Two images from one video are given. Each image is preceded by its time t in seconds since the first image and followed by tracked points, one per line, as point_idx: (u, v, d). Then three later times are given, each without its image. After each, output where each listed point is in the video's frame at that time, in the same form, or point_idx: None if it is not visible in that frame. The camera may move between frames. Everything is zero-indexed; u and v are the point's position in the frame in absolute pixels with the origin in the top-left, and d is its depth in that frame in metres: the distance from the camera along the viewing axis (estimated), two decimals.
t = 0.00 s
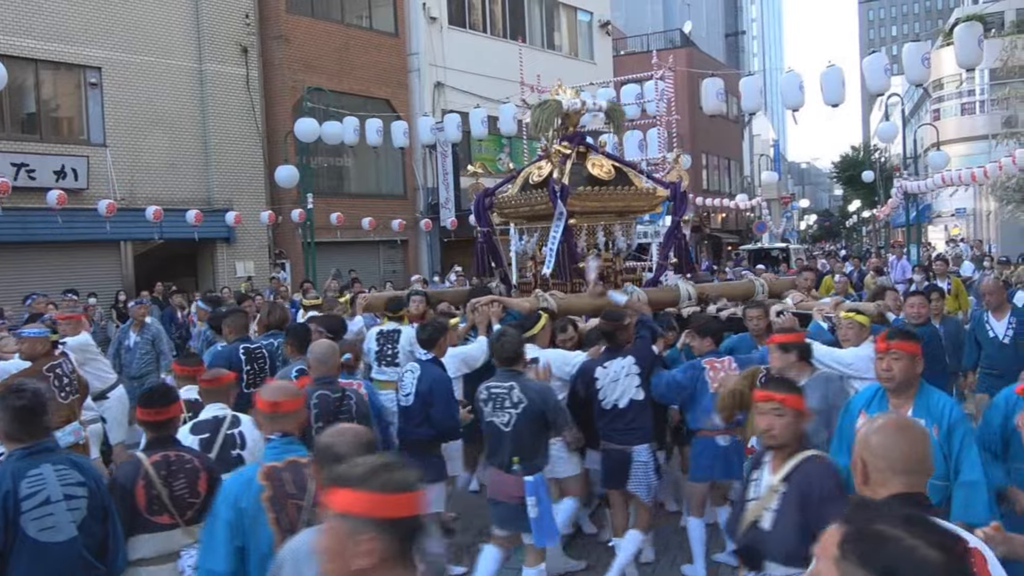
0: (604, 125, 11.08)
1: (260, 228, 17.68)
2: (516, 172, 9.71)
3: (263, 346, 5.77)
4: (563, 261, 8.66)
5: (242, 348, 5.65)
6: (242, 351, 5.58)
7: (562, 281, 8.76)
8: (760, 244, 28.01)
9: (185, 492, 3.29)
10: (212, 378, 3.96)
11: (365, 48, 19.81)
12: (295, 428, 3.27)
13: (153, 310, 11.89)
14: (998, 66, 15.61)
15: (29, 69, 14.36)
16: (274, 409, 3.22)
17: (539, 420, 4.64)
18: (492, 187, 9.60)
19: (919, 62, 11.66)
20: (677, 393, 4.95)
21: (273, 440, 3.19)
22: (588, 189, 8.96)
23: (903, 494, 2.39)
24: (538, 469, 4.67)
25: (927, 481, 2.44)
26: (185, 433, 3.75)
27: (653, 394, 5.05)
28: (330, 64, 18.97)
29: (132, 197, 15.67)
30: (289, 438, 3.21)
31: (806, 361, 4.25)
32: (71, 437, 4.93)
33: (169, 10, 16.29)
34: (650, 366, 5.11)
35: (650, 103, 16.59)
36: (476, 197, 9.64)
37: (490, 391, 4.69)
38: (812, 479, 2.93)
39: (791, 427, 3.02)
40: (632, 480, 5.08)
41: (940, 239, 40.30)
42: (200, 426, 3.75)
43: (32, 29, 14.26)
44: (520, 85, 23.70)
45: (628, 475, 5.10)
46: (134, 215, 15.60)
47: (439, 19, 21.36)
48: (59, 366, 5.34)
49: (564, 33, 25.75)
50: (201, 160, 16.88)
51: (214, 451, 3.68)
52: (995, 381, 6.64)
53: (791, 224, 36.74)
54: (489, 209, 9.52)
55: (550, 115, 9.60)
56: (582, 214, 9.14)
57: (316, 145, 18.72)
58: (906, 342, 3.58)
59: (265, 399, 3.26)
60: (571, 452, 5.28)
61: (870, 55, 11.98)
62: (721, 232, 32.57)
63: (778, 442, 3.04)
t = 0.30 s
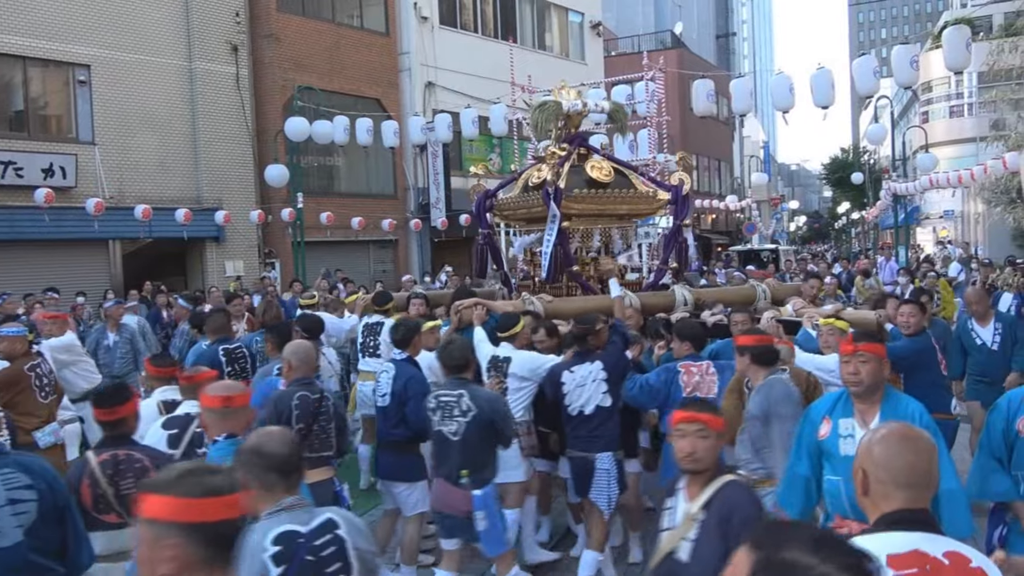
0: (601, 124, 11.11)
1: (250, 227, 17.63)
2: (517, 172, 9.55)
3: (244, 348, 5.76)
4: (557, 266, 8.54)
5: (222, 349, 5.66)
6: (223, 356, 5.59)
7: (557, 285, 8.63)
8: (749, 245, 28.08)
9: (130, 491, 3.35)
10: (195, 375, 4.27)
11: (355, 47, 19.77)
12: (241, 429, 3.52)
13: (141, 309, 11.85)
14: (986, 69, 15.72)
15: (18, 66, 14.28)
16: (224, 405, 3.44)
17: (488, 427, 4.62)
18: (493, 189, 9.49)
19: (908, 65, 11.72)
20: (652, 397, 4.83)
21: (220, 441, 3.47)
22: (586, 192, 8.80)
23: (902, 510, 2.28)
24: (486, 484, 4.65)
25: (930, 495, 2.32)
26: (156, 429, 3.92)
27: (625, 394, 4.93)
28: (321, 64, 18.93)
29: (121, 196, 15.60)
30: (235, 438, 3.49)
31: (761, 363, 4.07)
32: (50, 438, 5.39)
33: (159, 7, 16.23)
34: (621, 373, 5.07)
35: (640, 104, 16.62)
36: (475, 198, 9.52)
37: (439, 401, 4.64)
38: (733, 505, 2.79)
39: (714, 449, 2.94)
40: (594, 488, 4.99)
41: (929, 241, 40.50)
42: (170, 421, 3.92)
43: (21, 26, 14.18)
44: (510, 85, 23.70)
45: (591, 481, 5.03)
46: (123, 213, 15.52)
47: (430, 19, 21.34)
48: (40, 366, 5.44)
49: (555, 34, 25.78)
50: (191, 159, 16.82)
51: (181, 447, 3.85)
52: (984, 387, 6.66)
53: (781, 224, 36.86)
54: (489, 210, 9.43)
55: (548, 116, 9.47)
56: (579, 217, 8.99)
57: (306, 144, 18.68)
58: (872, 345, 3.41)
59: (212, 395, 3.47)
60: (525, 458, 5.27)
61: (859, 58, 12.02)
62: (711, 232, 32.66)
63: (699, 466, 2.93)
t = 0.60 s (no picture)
0: (591, 124, 11.12)
1: (237, 227, 17.56)
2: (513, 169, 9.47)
3: (216, 351, 5.76)
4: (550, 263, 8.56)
5: (194, 353, 5.66)
6: (193, 358, 5.60)
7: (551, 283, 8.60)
8: (738, 245, 28.19)
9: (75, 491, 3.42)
10: (164, 371, 4.23)
11: (344, 46, 19.73)
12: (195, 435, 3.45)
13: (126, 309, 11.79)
14: (972, 70, 15.83)
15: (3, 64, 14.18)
16: (176, 412, 3.41)
17: (442, 426, 4.60)
18: (490, 185, 9.46)
19: (895, 66, 11.79)
20: (621, 399, 4.75)
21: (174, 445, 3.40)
22: (582, 187, 8.69)
23: (879, 537, 2.09)
24: (441, 482, 4.67)
25: (908, 518, 2.13)
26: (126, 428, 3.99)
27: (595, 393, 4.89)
28: (309, 63, 18.88)
29: (108, 195, 15.51)
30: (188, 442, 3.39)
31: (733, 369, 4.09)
32: (27, 440, 5.29)
33: (146, 6, 16.14)
34: (591, 375, 5.00)
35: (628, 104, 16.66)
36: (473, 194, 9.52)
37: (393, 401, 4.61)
38: (670, 530, 2.57)
39: (645, 470, 2.74)
40: (562, 493, 5.06)
41: (916, 241, 40.74)
42: (138, 418, 3.98)
43: (6, 25, 14.08)
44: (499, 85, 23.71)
45: (560, 486, 5.09)
46: (110, 213, 15.43)
47: (419, 19, 21.33)
48: (18, 367, 5.44)
49: (544, 34, 25.80)
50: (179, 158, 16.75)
51: (143, 443, 3.90)
52: (970, 389, 6.70)
53: (769, 225, 37.03)
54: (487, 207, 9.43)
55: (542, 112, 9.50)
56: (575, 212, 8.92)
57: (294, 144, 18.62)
58: (852, 359, 3.28)
59: (166, 402, 3.44)
60: (496, 459, 5.37)
61: (846, 59, 12.08)
62: (700, 233, 32.76)
63: (630, 489, 2.73)
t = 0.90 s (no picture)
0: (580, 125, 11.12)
1: (221, 226, 17.47)
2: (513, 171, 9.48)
3: (185, 350, 5.73)
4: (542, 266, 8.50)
5: (161, 353, 5.63)
6: (161, 359, 5.57)
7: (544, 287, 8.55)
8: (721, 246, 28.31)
9: (36, 491, 3.44)
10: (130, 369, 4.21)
11: (329, 45, 19.66)
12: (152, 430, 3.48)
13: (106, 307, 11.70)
14: (954, 74, 15.97)
15: None
16: (131, 408, 3.44)
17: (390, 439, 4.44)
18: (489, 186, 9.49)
19: (877, 69, 11.87)
20: (594, 404, 4.79)
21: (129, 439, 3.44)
22: (576, 191, 8.75)
23: (878, 551, 2.04)
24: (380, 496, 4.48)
25: (907, 532, 2.08)
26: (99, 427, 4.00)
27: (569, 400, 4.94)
28: (294, 61, 18.79)
29: (89, 192, 15.38)
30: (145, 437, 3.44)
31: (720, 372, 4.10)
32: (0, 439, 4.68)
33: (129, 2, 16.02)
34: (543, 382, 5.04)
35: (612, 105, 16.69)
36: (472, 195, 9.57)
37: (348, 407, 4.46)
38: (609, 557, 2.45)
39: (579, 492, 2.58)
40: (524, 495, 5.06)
41: (897, 243, 41.04)
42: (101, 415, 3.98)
43: None
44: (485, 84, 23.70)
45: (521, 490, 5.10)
46: (91, 211, 15.30)
47: (405, 18, 21.29)
48: None
49: (530, 34, 25.82)
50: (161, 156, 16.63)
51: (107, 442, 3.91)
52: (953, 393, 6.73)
53: (752, 226, 37.21)
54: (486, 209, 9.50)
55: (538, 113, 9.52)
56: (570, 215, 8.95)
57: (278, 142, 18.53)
58: (830, 364, 3.24)
59: (122, 397, 3.47)
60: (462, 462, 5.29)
61: (829, 62, 12.16)
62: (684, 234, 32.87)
63: (563, 513, 2.58)
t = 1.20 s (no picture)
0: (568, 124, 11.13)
1: (203, 223, 17.37)
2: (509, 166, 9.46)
3: (159, 347, 5.68)
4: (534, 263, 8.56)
5: (135, 351, 5.57)
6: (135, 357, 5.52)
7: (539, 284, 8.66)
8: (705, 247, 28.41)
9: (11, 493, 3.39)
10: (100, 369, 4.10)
11: (314, 42, 19.58)
12: (104, 419, 3.51)
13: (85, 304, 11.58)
14: (935, 78, 16.10)
15: None
16: (82, 399, 3.47)
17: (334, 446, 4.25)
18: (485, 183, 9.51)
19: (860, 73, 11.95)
20: (563, 403, 4.76)
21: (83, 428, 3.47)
22: (569, 185, 8.72)
23: (882, 561, 2.05)
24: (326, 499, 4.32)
25: (914, 541, 2.09)
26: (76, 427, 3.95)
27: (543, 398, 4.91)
28: (279, 58, 18.70)
29: (71, 188, 15.25)
30: (99, 426, 3.48)
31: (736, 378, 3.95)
32: None
33: None
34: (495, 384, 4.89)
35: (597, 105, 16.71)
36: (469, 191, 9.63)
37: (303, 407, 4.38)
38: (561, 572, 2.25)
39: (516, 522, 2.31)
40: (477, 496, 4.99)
41: (879, 246, 41.32)
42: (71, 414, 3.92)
43: None
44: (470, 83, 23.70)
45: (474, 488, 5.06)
46: (73, 206, 15.18)
47: (390, 16, 21.24)
48: None
49: (516, 33, 25.84)
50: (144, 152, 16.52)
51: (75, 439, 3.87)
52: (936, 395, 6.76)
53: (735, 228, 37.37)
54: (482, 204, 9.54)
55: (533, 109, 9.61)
56: (564, 210, 8.99)
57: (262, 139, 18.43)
58: (796, 380, 3.02)
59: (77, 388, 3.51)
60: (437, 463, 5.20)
61: (813, 65, 12.24)
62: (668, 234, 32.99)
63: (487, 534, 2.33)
